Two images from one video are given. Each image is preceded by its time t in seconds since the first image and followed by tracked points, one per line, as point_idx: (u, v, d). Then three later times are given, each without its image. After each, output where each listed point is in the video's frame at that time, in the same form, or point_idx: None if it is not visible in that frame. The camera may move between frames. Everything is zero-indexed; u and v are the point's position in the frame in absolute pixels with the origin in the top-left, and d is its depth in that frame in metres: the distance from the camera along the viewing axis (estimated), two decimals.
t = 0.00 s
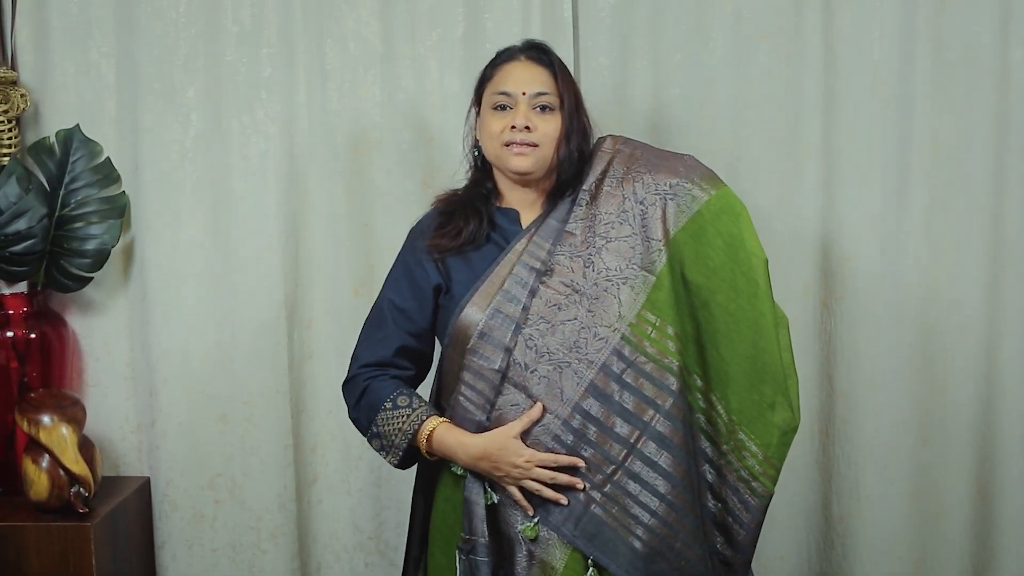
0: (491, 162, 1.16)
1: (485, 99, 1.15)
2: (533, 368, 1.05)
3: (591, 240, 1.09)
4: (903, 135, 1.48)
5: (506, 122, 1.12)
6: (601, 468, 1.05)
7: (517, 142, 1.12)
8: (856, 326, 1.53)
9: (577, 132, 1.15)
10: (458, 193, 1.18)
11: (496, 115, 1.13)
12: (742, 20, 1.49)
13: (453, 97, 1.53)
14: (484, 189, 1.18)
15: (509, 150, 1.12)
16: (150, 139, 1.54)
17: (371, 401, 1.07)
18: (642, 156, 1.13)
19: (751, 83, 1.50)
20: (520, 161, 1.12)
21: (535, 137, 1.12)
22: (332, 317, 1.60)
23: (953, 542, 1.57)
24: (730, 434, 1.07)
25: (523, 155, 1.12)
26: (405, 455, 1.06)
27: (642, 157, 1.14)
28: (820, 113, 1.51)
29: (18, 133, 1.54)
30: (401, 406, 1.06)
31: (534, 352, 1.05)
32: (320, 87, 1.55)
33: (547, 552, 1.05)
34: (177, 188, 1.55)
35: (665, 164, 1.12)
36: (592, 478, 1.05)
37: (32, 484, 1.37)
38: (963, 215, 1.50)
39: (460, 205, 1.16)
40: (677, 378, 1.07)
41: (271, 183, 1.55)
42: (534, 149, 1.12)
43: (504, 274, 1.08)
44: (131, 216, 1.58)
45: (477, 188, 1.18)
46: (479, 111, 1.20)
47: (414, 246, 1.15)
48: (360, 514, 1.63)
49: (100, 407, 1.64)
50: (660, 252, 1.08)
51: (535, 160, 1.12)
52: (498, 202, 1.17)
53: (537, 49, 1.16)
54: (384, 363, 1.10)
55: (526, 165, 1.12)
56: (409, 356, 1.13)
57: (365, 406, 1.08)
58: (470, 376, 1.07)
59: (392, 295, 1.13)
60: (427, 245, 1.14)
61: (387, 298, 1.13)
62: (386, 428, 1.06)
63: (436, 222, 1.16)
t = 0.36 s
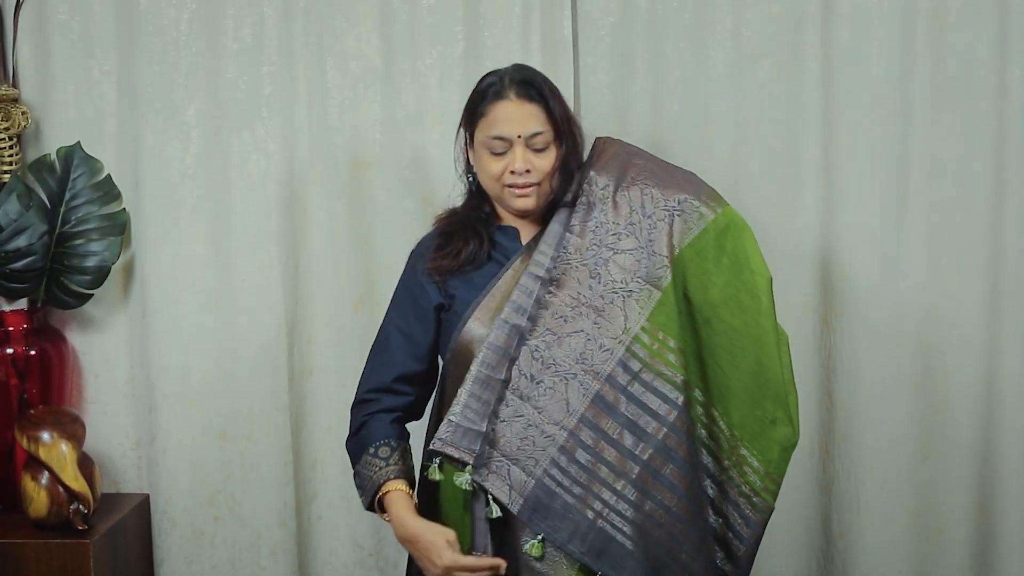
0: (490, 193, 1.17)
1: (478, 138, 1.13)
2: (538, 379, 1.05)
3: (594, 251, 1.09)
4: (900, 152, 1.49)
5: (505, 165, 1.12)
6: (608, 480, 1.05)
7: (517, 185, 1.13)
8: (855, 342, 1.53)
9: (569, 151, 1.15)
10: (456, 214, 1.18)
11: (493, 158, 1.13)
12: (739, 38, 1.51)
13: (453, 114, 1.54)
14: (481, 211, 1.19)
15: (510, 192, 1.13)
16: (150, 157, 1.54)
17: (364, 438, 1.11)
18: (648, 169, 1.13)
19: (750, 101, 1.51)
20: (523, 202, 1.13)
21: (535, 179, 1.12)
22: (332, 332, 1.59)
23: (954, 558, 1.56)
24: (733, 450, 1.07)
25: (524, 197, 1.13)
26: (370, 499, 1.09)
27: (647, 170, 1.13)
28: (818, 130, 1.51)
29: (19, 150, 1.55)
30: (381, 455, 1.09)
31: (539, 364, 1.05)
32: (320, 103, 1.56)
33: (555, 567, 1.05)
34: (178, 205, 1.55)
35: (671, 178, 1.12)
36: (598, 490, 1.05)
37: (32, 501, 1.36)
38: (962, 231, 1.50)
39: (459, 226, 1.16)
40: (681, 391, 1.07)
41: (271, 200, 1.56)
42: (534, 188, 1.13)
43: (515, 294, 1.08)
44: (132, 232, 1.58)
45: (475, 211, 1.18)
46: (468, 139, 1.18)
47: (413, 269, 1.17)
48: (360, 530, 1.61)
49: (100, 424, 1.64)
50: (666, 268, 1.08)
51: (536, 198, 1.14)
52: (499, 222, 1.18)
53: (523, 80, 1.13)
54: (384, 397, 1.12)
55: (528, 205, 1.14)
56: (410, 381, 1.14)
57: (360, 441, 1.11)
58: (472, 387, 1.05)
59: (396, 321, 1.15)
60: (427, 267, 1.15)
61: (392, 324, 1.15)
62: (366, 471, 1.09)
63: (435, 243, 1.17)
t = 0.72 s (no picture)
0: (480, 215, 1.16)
1: (469, 171, 1.10)
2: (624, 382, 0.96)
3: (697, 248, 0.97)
4: (900, 156, 1.49)
5: (497, 200, 1.11)
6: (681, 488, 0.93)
7: (509, 219, 1.12)
8: (854, 346, 1.53)
9: (557, 180, 1.14)
10: (442, 231, 1.17)
11: (485, 193, 1.11)
12: (740, 42, 1.51)
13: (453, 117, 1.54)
14: (465, 228, 1.17)
15: (502, 223, 1.13)
16: (150, 160, 1.54)
17: (400, 463, 1.08)
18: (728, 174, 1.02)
19: (750, 105, 1.51)
20: (516, 233, 1.14)
21: (526, 214, 1.12)
22: (332, 337, 1.60)
23: (955, 562, 1.56)
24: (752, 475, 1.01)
25: (516, 229, 1.14)
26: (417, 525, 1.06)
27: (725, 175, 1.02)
28: (818, 133, 1.51)
29: (19, 154, 1.55)
30: (426, 484, 1.06)
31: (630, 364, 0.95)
32: (320, 107, 1.56)
33: None
34: (177, 209, 1.55)
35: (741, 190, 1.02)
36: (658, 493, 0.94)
37: (32, 504, 1.36)
38: (962, 235, 1.51)
39: (447, 244, 1.16)
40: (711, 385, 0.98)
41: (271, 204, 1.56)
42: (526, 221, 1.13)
43: (617, 295, 0.98)
44: (132, 236, 1.58)
45: (461, 228, 1.17)
46: (455, 162, 1.15)
47: (406, 289, 1.15)
48: (360, 534, 1.62)
49: (100, 427, 1.64)
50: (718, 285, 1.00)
51: (528, 228, 1.14)
52: (487, 236, 1.18)
53: (513, 119, 1.08)
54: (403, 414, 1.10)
55: (520, 235, 1.15)
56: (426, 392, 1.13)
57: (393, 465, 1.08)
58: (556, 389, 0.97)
59: (398, 336, 1.13)
60: (420, 286, 1.14)
61: (393, 339, 1.13)
62: (407, 496, 1.06)
63: (425, 262, 1.16)
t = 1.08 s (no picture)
0: (487, 202, 1.15)
1: (482, 151, 1.11)
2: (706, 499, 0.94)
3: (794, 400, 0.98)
4: (900, 157, 1.50)
5: (508, 183, 1.10)
6: None
7: (518, 203, 1.12)
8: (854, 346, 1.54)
9: (568, 170, 1.14)
10: (452, 220, 1.17)
11: (496, 175, 1.10)
12: (740, 42, 1.51)
13: (453, 117, 1.54)
14: (474, 218, 1.17)
15: (510, 207, 1.12)
16: (149, 159, 1.55)
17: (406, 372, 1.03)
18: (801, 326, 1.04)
19: (749, 105, 1.51)
20: (523, 218, 1.13)
21: (535, 199, 1.11)
22: (332, 335, 1.60)
23: (954, 562, 1.57)
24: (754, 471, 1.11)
25: (524, 214, 1.13)
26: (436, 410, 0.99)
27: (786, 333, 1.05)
28: (818, 134, 1.51)
29: (19, 151, 1.55)
30: (430, 369, 1.01)
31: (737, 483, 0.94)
32: (320, 105, 1.56)
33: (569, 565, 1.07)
34: (177, 207, 1.56)
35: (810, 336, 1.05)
36: None
37: (32, 502, 1.36)
38: (961, 236, 1.51)
39: (457, 233, 1.15)
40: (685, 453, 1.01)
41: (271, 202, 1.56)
42: (534, 207, 1.13)
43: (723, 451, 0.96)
44: (131, 234, 1.58)
45: (470, 218, 1.16)
46: (467, 150, 1.16)
47: (412, 269, 1.14)
48: (360, 532, 1.62)
49: (99, 424, 1.64)
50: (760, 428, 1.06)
51: (535, 216, 1.14)
52: (495, 228, 1.18)
53: (528, 100, 1.10)
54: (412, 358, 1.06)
55: (527, 220, 1.14)
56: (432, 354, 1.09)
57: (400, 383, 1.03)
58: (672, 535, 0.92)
59: (404, 303, 1.10)
60: (427, 269, 1.12)
61: (397, 307, 1.10)
62: (417, 390, 1.00)
63: (433, 246, 1.15)
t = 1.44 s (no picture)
0: (486, 197, 1.15)
1: (483, 143, 1.11)
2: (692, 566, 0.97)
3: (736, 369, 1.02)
4: (900, 156, 1.50)
5: (510, 174, 1.10)
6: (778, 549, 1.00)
7: (520, 195, 1.12)
8: (853, 345, 1.54)
9: (565, 159, 1.17)
10: (450, 216, 1.17)
11: (498, 166, 1.11)
12: (740, 41, 1.51)
13: (452, 116, 1.54)
14: (472, 214, 1.17)
15: (511, 200, 1.12)
16: (149, 159, 1.55)
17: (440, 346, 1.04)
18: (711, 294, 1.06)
19: (749, 104, 1.51)
20: (524, 211, 1.13)
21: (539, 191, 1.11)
22: (332, 335, 1.60)
23: (954, 561, 1.57)
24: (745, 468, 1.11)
25: (526, 206, 1.13)
26: (483, 367, 0.97)
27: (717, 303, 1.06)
28: (818, 133, 1.51)
29: (19, 151, 1.55)
30: (462, 334, 1.00)
31: (724, 553, 0.98)
32: (320, 105, 1.56)
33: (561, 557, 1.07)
34: (177, 207, 1.56)
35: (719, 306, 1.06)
36: None
37: (32, 502, 1.36)
38: (960, 235, 1.51)
39: (455, 229, 1.15)
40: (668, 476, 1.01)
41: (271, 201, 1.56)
42: (535, 200, 1.13)
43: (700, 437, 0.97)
44: (131, 234, 1.58)
45: (467, 213, 1.17)
46: (465, 146, 1.16)
47: (412, 264, 1.14)
48: (359, 531, 1.62)
49: (99, 424, 1.64)
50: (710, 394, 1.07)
51: (536, 209, 1.14)
52: (493, 224, 1.18)
53: (529, 91, 1.11)
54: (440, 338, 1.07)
55: (529, 213, 1.14)
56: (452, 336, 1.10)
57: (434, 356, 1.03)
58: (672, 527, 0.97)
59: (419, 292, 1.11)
60: (428, 263, 1.13)
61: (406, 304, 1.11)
62: (455, 355, 0.99)
63: (431, 242, 1.15)
